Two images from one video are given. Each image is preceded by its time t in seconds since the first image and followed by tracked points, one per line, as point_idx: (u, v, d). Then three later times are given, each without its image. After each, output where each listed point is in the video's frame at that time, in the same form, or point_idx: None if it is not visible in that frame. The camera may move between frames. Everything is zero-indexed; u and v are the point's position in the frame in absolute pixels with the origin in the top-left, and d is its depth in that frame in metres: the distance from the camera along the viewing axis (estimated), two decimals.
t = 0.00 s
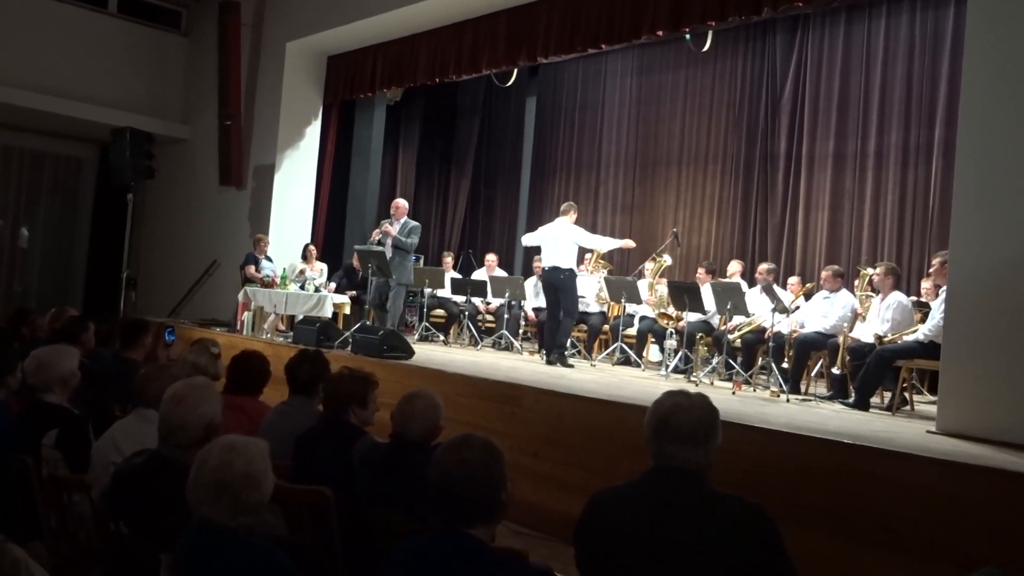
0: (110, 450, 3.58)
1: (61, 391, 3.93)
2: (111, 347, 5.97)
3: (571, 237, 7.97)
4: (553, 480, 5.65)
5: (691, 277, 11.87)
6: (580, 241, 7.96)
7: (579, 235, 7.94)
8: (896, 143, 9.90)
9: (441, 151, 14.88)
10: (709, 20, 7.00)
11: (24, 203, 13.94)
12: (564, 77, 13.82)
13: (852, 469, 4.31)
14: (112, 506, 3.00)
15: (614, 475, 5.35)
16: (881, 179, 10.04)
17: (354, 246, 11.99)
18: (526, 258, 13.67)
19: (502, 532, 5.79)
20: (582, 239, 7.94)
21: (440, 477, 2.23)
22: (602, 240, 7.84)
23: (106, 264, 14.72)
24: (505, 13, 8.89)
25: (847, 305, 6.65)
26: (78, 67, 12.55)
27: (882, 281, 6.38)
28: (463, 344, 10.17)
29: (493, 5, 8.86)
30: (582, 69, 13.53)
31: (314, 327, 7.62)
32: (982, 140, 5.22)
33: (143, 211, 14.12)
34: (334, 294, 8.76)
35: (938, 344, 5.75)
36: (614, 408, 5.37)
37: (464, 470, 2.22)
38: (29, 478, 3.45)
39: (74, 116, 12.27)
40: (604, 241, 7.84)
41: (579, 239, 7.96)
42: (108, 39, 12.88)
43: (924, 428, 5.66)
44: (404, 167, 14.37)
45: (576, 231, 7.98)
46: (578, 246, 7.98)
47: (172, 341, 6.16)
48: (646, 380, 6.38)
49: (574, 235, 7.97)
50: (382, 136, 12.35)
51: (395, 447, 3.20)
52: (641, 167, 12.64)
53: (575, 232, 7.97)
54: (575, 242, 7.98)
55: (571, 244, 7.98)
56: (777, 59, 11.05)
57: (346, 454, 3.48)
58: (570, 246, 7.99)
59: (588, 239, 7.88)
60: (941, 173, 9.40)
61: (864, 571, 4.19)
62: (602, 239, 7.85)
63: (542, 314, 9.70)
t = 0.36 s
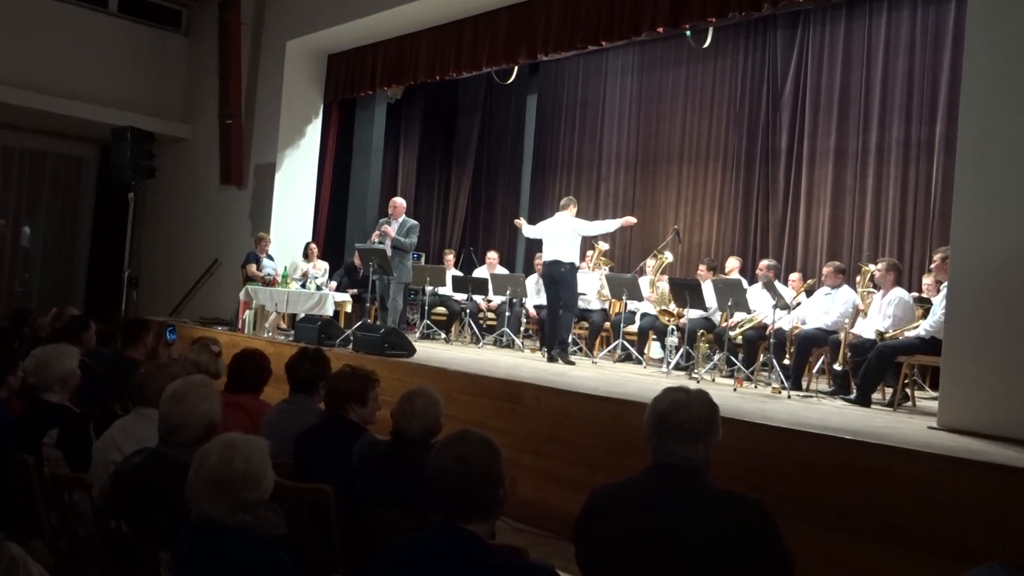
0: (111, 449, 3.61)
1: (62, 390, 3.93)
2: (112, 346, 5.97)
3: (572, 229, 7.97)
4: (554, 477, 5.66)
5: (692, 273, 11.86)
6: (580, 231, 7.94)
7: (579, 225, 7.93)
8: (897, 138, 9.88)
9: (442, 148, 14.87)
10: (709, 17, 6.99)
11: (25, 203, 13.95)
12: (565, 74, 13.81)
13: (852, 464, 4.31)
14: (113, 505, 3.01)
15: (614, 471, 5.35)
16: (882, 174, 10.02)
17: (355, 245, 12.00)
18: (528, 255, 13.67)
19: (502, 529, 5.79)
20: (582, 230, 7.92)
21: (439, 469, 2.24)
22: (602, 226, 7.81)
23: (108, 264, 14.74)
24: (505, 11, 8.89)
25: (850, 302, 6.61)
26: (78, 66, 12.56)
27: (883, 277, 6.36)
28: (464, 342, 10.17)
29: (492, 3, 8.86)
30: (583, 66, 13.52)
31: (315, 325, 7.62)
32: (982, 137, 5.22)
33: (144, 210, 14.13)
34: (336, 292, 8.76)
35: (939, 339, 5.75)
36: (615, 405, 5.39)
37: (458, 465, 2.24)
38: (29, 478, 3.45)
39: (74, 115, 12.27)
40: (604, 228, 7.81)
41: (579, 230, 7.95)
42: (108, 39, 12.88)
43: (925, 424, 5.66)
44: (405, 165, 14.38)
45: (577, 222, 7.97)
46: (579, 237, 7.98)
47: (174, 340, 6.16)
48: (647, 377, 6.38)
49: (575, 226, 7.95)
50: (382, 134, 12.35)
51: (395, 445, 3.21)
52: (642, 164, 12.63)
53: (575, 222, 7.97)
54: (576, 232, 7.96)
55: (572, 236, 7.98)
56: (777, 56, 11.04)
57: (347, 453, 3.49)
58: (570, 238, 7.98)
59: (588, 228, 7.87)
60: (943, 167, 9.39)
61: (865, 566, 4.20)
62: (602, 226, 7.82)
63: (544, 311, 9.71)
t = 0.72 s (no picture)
0: (110, 450, 3.61)
1: (61, 391, 3.94)
2: (111, 348, 5.97)
3: (571, 234, 7.97)
4: (554, 477, 5.66)
5: (692, 272, 11.87)
6: (578, 239, 7.99)
7: (577, 231, 7.95)
8: (896, 136, 9.88)
9: (441, 148, 14.87)
10: (707, 16, 6.99)
11: (24, 205, 13.95)
12: (563, 73, 13.81)
13: (852, 462, 4.32)
14: (112, 506, 3.01)
15: (614, 470, 5.36)
16: (881, 172, 10.02)
17: (354, 244, 12.00)
18: (527, 255, 13.67)
19: (502, 529, 5.79)
20: (581, 238, 7.97)
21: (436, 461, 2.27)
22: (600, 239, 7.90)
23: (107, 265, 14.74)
24: (504, 11, 8.89)
25: (848, 300, 6.58)
26: (77, 68, 12.55)
27: (882, 275, 6.36)
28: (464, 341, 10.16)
29: (491, 3, 8.86)
30: (581, 65, 13.52)
31: (315, 326, 7.62)
32: (981, 135, 5.22)
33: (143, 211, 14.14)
34: (335, 293, 8.76)
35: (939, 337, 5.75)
36: (614, 404, 5.40)
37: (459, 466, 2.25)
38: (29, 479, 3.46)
39: (73, 117, 12.27)
40: (603, 240, 7.91)
41: (576, 237, 7.97)
42: (107, 40, 12.87)
43: (925, 421, 5.67)
44: (405, 165, 14.38)
45: (575, 227, 7.97)
46: (577, 244, 8.00)
47: (173, 341, 6.16)
48: (647, 376, 6.38)
49: (572, 231, 7.96)
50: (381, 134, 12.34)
51: (395, 444, 3.22)
52: (641, 162, 12.63)
53: (574, 228, 7.96)
54: (574, 238, 7.99)
55: (570, 240, 7.98)
56: (776, 54, 11.04)
57: (346, 453, 3.50)
58: (568, 242, 8.00)
59: (586, 237, 7.92)
60: (942, 165, 9.39)
61: (865, 563, 4.20)
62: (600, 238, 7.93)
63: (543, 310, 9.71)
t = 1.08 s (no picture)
0: (110, 452, 3.61)
1: (61, 393, 3.93)
2: (110, 349, 5.96)
3: (569, 240, 7.97)
4: (554, 477, 5.66)
5: (691, 271, 11.87)
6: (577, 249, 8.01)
7: (573, 235, 7.95)
8: (895, 135, 9.88)
9: (440, 149, 14.87)
10: (705, 16, 6.99)
11: (23, 207, 13.94)
12: (562, 73, 13.81)
13: (851, 461, 4.32)
14: (112, 508, 3.01)
15: (613, 470, 5.36)
16: (880, 171, 10.03)
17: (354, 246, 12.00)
18: (526, 255, 13.67)
19: (503, 529, 5.78)
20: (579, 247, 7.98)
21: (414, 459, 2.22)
22: (593, 252, 7.94)
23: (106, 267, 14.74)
24: (502, 11, 8.89)
25: (848, 299, 6.56)
26: (75, 69, 12.54)
27: (881, 274, 6.35)
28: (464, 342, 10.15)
29: (489, 3, 8.86)
30: (580, 65, 13.52)
31: (314, 327, 7.61)
32: (979, 133, 5.22)
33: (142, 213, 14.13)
34: (334, 294, 8.75)
35: (938, 336, 5.75)
36: (613, 404, 5.41)
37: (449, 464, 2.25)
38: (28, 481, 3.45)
39: (71, 118, 12.26)
40: (595, 253, 7.94)
41: (575, 245, 7.97)
42: (105, 42, 12.86)
43: (924, 420, 5.67)
44: (404, 166, 14.38)
45: (572, 230, 7.97)
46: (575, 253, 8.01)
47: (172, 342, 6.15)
48: (646, 376, 6.38)
49: (569, 234, 7.95)
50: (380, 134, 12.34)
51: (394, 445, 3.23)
52: (640, 162, 12.64)
53: (572, 233, 7.97)
54: (571, 244, 7.99)
55: (567, 244, 7.97)
56: (774, 53, 11.04)
57: (346, 454, 3.50)
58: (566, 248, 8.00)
59: (584, 248, 7.95)
60: (941, 164, 9.39)
61: (865, 562, 4.20)
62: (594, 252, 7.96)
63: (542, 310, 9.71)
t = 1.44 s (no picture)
0: (108, 454, 3.62)
1: (59, 395, 3.93)
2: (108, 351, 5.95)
3: (565, 242, 7.95)
4: (553, 478, 5.65)
5: (689, 272, 11.87)
6: (573, 254, 7.95)
7: (569, 236, 7.95)
8: (892, 136, 9.88)
9: (438, 150, 14.86)
10: (703, 17, 7.00)
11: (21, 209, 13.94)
12: (560, 75, 13.81)
13: (850, 461, 4.32)
14: (110, 510, 3.01)
15: (610, 472, 5.36)
16: (878, 172, 10.04)
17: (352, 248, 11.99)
18: (524, 256, 13.66)
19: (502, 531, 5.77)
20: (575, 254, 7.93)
21: (360, 460, 2.34)
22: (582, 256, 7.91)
23: (104, 269, 14.73)
24: (500, 13, 8.90)
25: (846, 300, 6.57)
26: (72, 71, 12.54)
27: (879, 275, 6.33)
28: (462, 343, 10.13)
29: (486, 5, 8.86)
30: (578, 66, 13.52)
31: (313, 328, 7.60)
32: (976, 135, 5.23)
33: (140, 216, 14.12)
34: (332, 295, 8.74)
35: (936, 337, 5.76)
36: (610, 405, 5.41)
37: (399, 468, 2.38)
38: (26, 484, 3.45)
39: (69, 120, 12.26)
40: (584, 258, 7.90)
41: (571, 250, 7.94)
42: (102, 44, 12.86)
43: (923, 421, 5.67)
44: (402, 168, 14.37)
45: (569, 231, 7.97)
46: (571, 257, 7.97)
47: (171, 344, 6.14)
48: (644, 377, 6.38)
49: (565, 234, 7.94)
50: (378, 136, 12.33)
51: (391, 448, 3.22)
52: (638, 163, 12.64)
53: (570, 235, 7.97)
54: (567, 246, 7.96)
55: (564, 245, 7.96)
56: (772, 54, 11.05)
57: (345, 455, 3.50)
58: (562, 251, 7.96)
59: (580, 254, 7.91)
60: (938, 165, 9.39)
61: (865, 562, 4.20)
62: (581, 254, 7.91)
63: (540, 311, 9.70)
